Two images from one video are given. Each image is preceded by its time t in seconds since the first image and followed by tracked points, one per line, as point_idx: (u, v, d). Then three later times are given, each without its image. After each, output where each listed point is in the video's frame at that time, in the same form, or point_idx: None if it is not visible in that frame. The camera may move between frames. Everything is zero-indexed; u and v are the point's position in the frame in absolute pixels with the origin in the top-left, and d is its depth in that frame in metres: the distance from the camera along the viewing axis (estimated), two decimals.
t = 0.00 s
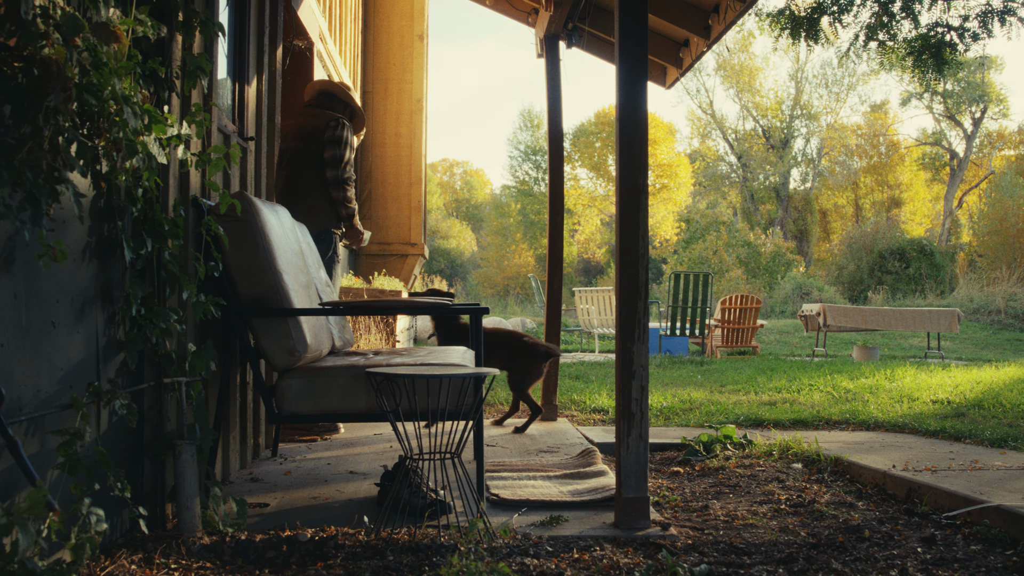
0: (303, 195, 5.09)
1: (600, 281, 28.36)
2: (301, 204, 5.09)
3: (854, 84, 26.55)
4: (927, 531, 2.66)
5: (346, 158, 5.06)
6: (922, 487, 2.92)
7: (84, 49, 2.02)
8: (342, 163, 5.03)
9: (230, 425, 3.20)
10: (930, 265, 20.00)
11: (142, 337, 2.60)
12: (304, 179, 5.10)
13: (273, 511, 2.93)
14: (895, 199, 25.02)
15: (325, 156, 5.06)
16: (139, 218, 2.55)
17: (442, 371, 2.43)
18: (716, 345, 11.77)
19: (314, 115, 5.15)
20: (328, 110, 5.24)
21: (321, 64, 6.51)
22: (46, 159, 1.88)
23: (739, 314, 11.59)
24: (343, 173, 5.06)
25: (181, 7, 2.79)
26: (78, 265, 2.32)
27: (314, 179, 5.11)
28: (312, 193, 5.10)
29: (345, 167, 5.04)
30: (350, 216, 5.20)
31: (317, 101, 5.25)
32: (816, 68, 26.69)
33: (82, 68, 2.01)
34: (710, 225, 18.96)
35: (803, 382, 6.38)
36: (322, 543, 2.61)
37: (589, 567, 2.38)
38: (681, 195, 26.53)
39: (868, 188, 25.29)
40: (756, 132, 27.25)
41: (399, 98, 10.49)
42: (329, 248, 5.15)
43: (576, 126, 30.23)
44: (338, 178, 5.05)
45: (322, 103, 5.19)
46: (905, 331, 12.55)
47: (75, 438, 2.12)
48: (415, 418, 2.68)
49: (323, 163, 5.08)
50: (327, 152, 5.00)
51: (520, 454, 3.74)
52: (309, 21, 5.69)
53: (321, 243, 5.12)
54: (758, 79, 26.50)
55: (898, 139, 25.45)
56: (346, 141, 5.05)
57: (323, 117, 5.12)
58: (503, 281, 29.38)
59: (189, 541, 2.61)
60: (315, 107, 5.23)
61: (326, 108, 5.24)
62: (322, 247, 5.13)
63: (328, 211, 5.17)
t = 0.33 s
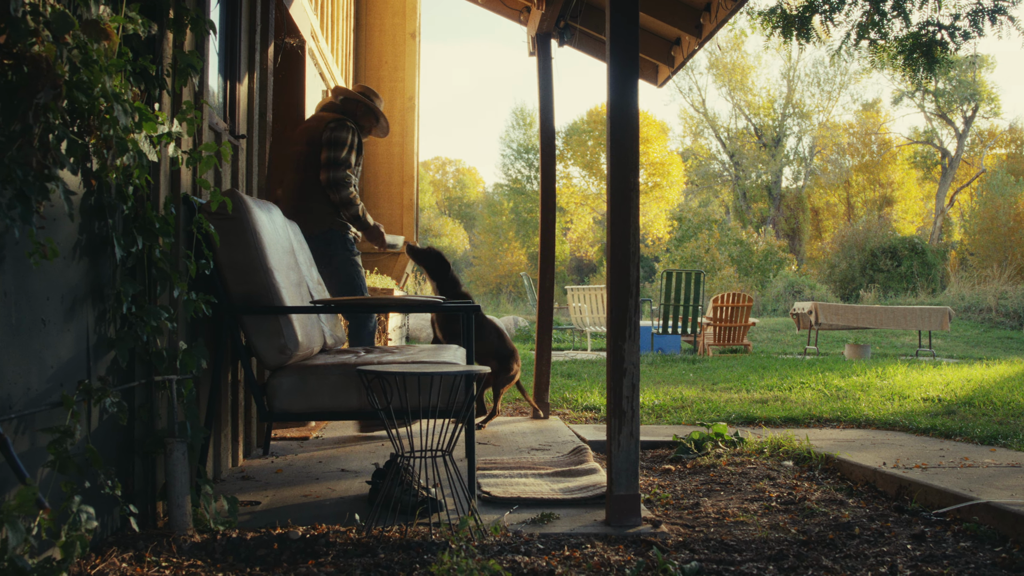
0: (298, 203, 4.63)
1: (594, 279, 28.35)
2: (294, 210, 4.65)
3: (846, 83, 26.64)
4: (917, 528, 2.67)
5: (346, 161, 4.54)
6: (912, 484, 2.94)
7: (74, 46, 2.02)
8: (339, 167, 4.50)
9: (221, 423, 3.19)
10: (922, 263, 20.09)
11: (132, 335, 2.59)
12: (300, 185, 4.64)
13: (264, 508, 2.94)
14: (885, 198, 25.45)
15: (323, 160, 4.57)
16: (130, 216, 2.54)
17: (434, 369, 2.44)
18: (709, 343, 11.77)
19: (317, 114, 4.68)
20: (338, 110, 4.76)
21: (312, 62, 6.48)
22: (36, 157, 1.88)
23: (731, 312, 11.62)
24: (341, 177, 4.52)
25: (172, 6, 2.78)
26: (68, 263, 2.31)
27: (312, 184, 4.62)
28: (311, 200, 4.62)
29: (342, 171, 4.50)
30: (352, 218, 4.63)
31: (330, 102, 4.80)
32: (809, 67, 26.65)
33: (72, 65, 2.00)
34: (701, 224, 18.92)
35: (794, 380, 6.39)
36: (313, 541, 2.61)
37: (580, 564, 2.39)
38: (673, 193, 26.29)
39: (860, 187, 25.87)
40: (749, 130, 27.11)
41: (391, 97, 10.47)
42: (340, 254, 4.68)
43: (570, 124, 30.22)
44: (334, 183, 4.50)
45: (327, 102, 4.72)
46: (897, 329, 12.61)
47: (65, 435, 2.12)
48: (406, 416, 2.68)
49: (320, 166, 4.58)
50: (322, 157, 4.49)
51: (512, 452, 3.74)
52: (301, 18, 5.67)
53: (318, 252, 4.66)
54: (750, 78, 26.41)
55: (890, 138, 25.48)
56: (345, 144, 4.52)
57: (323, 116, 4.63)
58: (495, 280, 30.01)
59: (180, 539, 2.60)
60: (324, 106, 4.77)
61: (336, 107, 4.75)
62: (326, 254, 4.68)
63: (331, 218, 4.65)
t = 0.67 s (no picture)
0: (337, 210, 4.63)
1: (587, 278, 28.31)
2: (334, 217, 4.67)
3: (837, 83, 26.73)
4: (906, 526, 2.68)
5: (384, 169, 4.54)
6: (902, 483, 2.95)
7: (63, 45, 2.01)
8: (375, 174, 4.50)
9: (212, 421, 3.18)
10: (913, 263, 20.03)
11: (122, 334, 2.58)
12: (342, 194, 4.66)
13: (255, 508, 2.93)
14: (877, 196, 26.11)
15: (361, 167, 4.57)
16: (120, 215, 2.53)
17: (423, 368, 2.44)
18: (700, 342, 11.76)
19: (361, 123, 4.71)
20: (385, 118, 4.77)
21: (303, 61, 6.47)
22: (25, 155, 1.87)
23: (722, 311, 11.63)
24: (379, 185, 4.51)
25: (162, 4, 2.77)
26: (57, 262, 2.30)
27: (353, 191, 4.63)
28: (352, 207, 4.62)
29: (378, 180, 4.50)
30: (390, 225, 4.52)
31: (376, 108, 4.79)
32: (800, 66, 26.56)
33: (61, 63, 2.00)
34: (693, 223, 18.89)
35: (786, 379, 6.38)
36: (303, 540, 2.61)
37: (570, 563, 2.39)
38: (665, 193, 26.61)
39: (851, 185, 26.49)
40: (741, 130, 27.11)
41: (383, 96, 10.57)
42: (383, 260, 4.63)
43: (562, 123, 30.15)
44: (370, 190, 4.50)
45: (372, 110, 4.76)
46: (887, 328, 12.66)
47: (54, 435, 2.12)
48: (396, 415, 2.68)
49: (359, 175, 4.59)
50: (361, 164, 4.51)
51: (503, 451, 3.73)
52: (291, 17, 5.64)
53: (358, 258, 4.63)
54: (742, 77, 26.15)
55: (881, 137, 26.08)
56: (383, 152, 4.53)
57: (365, 124, 4.66)
58: (488, 279, 28.61)
59: (170, 538, 2.60)
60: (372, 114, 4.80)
61: (383, 114, 4.74)
62: (368, 261, 4.63)
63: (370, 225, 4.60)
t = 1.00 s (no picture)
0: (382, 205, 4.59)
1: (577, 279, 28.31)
2: (378, 209, 4.63)
3: (828, 84, 26.71)
4: (893, 526, 2.69)
5: (433, 170, 4.38)
6: (889, 483, 2.96)
7: (49, 45, 2.01)
8: (423, 176, 4.34)
9: (200, 422, 3.17)
10: (902, 263, 20.34)
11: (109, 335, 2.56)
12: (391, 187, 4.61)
13: (243, 508, 2.93)
14: (867, 198, 26.03)
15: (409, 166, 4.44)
16: (107, 216, 2.52)
17: (410, 369, 2.44)
18: (690, 342, 11.80)
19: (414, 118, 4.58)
20: (438, 114, 4.70)
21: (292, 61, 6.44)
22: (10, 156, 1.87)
23: (711, 312, 11.66)
24: (428, 186, 4.36)
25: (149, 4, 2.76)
26: (43, 263, 2.29)
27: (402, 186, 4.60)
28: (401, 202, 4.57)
29: (427, 182, 4.35)
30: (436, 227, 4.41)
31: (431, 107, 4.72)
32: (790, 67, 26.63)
33: (47, 64, 2.00)
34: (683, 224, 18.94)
35: (775, 380, 6.40)
36: (291, 541, 2.61)
37: (558, 564, 2.39)
38: (655, 194, 26.13)
39: (840, 187, 26.34)
40: (731, 131, 27.29)
41: (372, 98, 10.55)
42: (422, 255, 4.59)
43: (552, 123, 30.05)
44: (416, 191, 4.35)
45: (426, 105, 4.63)
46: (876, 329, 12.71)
47: (39, 437, 2.11)
48: (384, 417, 2.67)
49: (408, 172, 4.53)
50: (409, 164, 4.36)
51: (492, 451, 3.73)
52: (280, 18, 5.60)
53: (398, 252, 4.61)
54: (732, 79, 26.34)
55: (870, 138, 26.16)
56: (433, 154, 4.35)
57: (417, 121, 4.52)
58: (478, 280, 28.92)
59: (157, 539, 2.60)
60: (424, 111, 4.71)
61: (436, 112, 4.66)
62: (405, 255, 4.61)
63: (413, 222, 4.58)
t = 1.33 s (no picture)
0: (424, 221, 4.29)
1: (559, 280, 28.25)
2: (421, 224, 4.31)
3: (806, 86, 26.95)
4: (868, 525, 2.72)
5: (479, 186, 4.05)
6: (864, 482, 2.99)
7: (22, 44, 2.00)
8: (468, 192, 4.00)
9: (177, 424, 3.16)
10: (881, 263, 20.63)
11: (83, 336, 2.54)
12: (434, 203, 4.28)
13: (220, 510, 2.92)
14: (845, 199, 25.90)
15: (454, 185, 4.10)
16: (81, 216, 2.49)
17: (386, 370, 2.45)
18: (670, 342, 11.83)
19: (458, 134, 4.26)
20: (483, 132, 4.37)
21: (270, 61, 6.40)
22: None
23: (691, 313, 11.67)
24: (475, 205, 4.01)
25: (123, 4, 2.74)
26: (17, 263, 2.27)
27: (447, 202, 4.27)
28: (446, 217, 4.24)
29: (474, 200, 3.99)
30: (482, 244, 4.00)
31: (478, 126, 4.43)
32: (769, 69, 26.89)
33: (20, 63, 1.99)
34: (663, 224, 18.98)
35: (754, 380, 6.43)
36: (267, 543, 2.60)
37: (535, 564, 2.40)
38: (636, 194, 24.91)
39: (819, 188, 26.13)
40: (710, 132, 27.39)
41: (351, 99, 10.48)
42: (464, 272, 4.24)
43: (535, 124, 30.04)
44: (461, 208, 4.00)
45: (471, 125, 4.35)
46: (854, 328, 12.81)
47: (12, 438, 2.09)
48: (362, 417, 2.67)
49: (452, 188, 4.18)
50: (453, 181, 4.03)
51: (470, 452, 3.73)
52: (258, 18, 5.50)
53: (440, 267, 4.27)
54: (712, 80, 26.47)
55: (849, 140, 26.39)
56: (479, 171, 4.03)
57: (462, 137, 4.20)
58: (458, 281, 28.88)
59: (132, 542, 2.59)
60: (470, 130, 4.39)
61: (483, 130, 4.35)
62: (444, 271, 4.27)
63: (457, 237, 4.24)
